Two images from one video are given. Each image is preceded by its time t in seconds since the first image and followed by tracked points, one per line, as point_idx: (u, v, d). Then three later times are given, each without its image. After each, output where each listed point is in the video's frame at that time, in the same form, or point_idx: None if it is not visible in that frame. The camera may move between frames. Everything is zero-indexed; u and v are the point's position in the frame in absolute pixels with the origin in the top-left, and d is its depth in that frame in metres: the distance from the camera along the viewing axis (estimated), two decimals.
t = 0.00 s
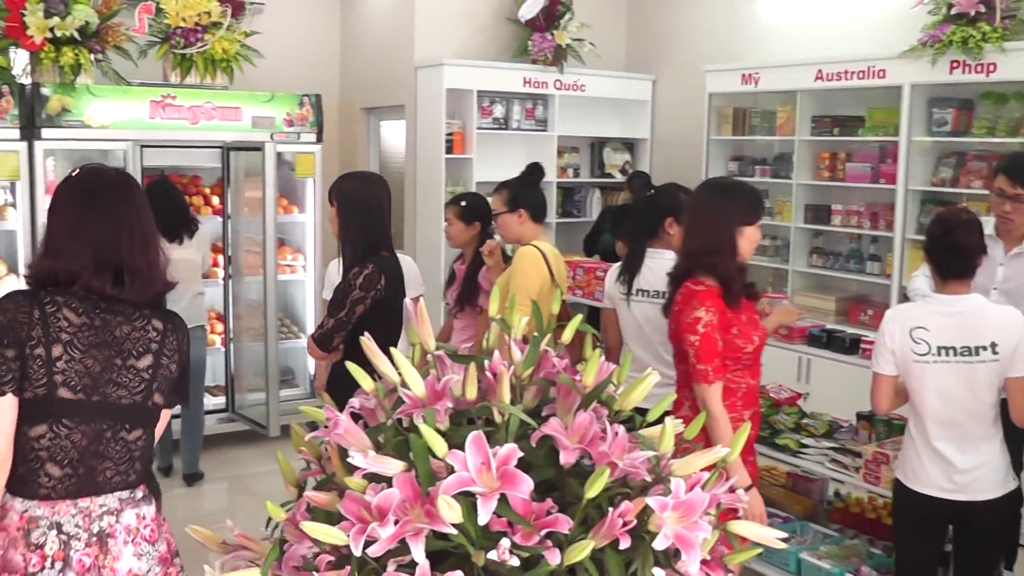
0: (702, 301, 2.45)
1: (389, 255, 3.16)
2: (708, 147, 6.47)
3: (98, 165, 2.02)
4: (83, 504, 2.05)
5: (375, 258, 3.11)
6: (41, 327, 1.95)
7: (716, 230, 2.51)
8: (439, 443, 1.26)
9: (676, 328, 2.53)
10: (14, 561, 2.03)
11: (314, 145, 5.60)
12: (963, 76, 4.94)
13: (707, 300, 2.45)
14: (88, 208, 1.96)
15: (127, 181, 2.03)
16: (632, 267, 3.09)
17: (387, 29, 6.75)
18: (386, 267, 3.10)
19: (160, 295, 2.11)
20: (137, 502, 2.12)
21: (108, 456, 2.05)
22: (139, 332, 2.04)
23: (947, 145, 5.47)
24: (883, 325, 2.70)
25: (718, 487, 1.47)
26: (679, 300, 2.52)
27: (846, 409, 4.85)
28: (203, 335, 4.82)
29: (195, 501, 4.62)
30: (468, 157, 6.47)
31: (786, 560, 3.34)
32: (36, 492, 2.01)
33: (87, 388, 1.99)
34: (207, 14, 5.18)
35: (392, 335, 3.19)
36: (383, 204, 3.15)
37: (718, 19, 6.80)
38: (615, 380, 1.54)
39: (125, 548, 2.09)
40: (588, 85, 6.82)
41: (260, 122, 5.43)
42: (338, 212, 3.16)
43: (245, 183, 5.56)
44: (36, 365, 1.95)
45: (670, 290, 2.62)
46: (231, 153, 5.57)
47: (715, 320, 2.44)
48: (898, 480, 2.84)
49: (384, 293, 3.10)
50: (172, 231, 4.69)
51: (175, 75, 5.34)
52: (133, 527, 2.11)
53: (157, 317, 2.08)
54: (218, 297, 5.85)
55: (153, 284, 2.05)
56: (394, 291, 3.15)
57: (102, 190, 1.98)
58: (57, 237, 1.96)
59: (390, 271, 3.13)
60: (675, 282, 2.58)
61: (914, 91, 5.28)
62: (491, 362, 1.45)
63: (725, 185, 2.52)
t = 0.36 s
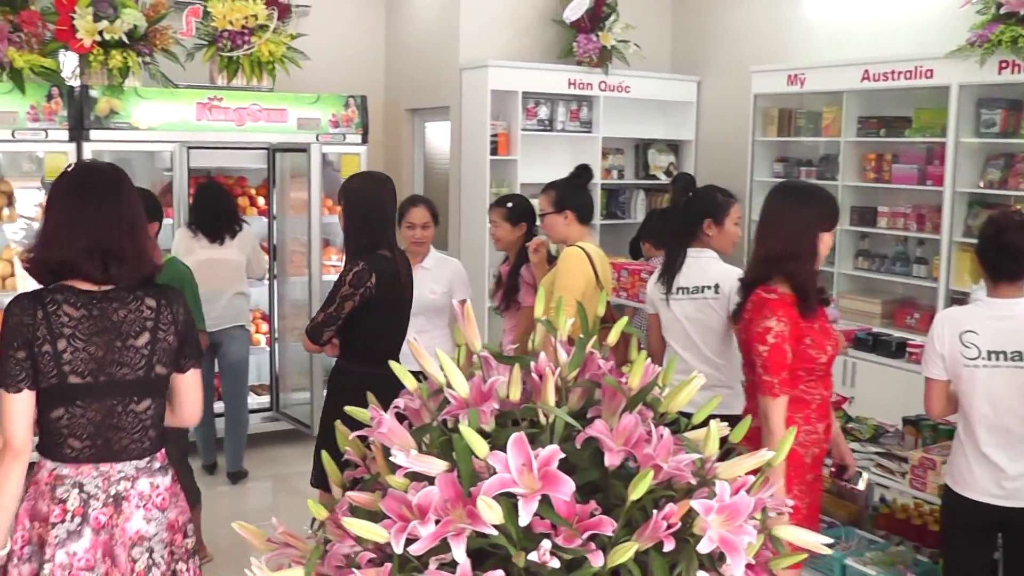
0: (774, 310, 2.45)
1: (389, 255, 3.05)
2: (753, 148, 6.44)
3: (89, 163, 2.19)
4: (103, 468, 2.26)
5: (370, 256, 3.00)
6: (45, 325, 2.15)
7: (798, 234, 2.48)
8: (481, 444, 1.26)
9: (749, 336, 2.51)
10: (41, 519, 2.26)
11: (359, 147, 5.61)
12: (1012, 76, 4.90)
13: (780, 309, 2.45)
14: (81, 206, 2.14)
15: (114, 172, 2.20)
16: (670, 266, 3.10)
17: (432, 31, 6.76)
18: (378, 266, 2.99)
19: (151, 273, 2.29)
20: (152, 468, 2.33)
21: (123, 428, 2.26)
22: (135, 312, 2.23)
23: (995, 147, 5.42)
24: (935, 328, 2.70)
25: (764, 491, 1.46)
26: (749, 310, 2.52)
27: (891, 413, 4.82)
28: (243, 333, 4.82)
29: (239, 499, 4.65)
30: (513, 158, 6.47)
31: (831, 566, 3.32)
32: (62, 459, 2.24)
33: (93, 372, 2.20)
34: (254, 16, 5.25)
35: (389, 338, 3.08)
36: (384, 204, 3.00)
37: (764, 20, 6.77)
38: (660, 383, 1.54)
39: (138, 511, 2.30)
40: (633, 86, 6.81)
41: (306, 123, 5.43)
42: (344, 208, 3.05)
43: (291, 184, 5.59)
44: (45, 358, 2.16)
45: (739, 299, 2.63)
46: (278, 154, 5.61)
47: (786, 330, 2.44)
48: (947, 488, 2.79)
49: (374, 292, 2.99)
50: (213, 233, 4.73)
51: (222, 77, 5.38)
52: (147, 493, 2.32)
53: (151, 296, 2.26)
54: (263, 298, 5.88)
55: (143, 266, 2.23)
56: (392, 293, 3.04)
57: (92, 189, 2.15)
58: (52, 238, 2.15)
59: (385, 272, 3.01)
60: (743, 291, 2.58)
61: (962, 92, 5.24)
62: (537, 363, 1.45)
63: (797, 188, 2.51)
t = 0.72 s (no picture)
0: (859, 321, 2.34)
1: (390, 255, 3.04)
2: (797, 150, 6.42)
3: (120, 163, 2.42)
4: (147, 434, 2.46)
5: (368, 256, 3.01)
6: (81, 305, 2.39)
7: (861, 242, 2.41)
8: (527, 447, 1.26)
9: (829, 351, 2.41)
10: (95, 485, 2.44)
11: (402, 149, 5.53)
12: None
13: (865, 320, 2.34)
14: (109, 200, 2.37)
15: (143, 170, 2.43)
16: (724, 273, 3.11)
17: (474, 33, 6.77)
18: (370, 266, 2.99)
19: (180, 261, 2.50)
20: (189, 433, 2.53)
21: (159, 398, 2.46)
22: (163, 294, 2.44)
23: None
24: (983, 334, 2.68)
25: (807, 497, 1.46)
26: (827, 322, 2.42)
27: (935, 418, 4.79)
28: (284, 334, 4.83)
29: (281, 499, 4.67)
30: (556, 160, 6.47)
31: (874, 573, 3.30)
32: (107, 427, 2.44)
33: (126, 346, 2.41)
34: (298, 20, 5.22)
35: (391, 341, 3.07)
36: (386, 207, 2.98)
37: (808, 21, 6.73)
38: (704, 387, 1.54)
39: (182, 471, 2.50)
40: (676, 88, 6.80)
41: (349, 125, 5.41)
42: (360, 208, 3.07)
43: (334, 186, 5.61)
44: (82, 335, 2.40)
45: (803, 312, 2.51)
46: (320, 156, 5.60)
47: (874, 342, 2.34)
48: (995, 495, 2.77)
49: (365, 292, 2.99)
50: (258, 233, 4.74)
51: (266, 79, 5.42)
52: (187, 454, 2.52)
53: (178, 280, 2.47)
54: (306, 299, 5.90)
55: (170, 252, 2.44)
56: (389, 295, 3.02)
57: (119, 184, 2.38)
58: (86, 226, 2.39)
59: (379, 273, 3.00)
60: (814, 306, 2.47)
61: (1008, 93, 5.20)
62: (581, 366, 1.45)
63: (858, 192, 2.42)
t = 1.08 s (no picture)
0: (934, 326, 2.38)
1: (388, 256, 3.05)
2: (841, 152, 6.39)
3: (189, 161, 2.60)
4: (187, 409, 2.63)
5: (366, 255, 3.05)
6: (141, 287, 2.59)
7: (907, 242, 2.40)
8: (570, 449, 1.26)
9: (902, 360, 2.40)
10: (139, 452, 2.62)
11: (445, 151, 5.57)
12: None
13: (937, 324, 2.38)
14: (174, 196, 2.55)
15: (208, 169, 2.60)
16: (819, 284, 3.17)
17: (518, 35, 6.76)
18: (364, 265, 3.04)
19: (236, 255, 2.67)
20: (228, 410, 2.69)
21: (199, 378, 2.63)
22: (215, 284, 2.62)
23: None
24: None
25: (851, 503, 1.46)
26: (894, 328, 2.41)
27: (980, 424, 4.75)
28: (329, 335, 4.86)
29: (324, 499, 4.69)
30: (598, 163, 6.47)
31: None
32: (153, 399, 2.64)
33: (177, 329, 2.60)
34: (342, 22, 5.26)
35: (387, 341, 3.08)
36: (382, 211, 2.98)
37: (852, 22, 6.70)
38: (748, 391, 1.53)
39: (217, 443, 2.65)
40: (719, 91, 6.78)
41: (392, 127, 5.42)
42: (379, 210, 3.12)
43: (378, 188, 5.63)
44: (140, 315, 2.59)
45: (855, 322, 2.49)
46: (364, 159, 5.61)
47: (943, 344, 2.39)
48: None
49: (356, 291, 3.05)
50: (304, 236, 4.75)
51: (310, 83, 5.43)
52: (223, 428, 2.66)
53: (231, 273, 2.64)
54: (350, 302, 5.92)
55: (224, 247, 2.61)
56: (380, 297, 3.03)
57: (184, 181, 2.55)
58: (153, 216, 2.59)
59: (369, 274, 3.04)
60: (874, 313, 2.44)
61: None
62: (624, 369, 1.45)
63: (898, 197, 2.43)
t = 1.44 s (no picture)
0: (977, 330, 2.39)
1: (413, 260, 3.01)
2: (884, 157, 6.35)
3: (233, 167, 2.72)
4: (236, 395, 2.76)
5: (388, 259, 3.03)
6: (193, 289, 2.69)
7: (941, 248, 2.38)
8: (613, 455, 1.27)
9: (947, 364, 2.40)
10: (193, 429, 2.77)
11: (487, 155, 5.58)
12: None
13: (978, 328, 2.39)
14: (222, 202, 2.67)
15: (251, 174, 2.72)
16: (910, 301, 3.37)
17: (561, 40, 6.75)
18: (387, 268, 3.02)
19: (278, 252, 2.78)
20: (274, 400, 2.81)
21: (248, 368, 2.75)
22: (259, 281, 2.72)
23: None
24: None
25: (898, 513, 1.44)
26: (936, 334, 2.40)
27: None
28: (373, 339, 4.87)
29: (365, 502, 4.70)
30: (641, 169, 6.45)
31: None
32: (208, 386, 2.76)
33: (227, 324, 2.71)
34: (385, 28, 5.27)
35: (410, 344, 3.03)
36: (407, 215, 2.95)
37: (895, 26, 6.65)
38: (792, 399, 1.53)
39: (262, 428, 2.78)
40: (762, 95, 6.76)
41: (435, 132, 5.43)
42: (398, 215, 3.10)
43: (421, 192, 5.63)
44: (194, 315, 2.70)
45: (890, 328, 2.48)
46: (407, 163, 5.63)
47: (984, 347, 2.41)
48: None
49: (380, 293, 3.02)
50: (346, 239, 4.77)
51: (354, 87, 5.48)
52: (269, 415, 2.79)
53: (275, 269, 2.75)
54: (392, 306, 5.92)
55: (267, 246, 2.72)
56: (404, 300, 3.00)
57: (231, 186, 2.67)
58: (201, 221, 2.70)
59: (393, 278, 3.00)
60: (908, 317, 2.43)
61: None
62: (668, 375, 1.45)
63: (940, 203, 2.41)
